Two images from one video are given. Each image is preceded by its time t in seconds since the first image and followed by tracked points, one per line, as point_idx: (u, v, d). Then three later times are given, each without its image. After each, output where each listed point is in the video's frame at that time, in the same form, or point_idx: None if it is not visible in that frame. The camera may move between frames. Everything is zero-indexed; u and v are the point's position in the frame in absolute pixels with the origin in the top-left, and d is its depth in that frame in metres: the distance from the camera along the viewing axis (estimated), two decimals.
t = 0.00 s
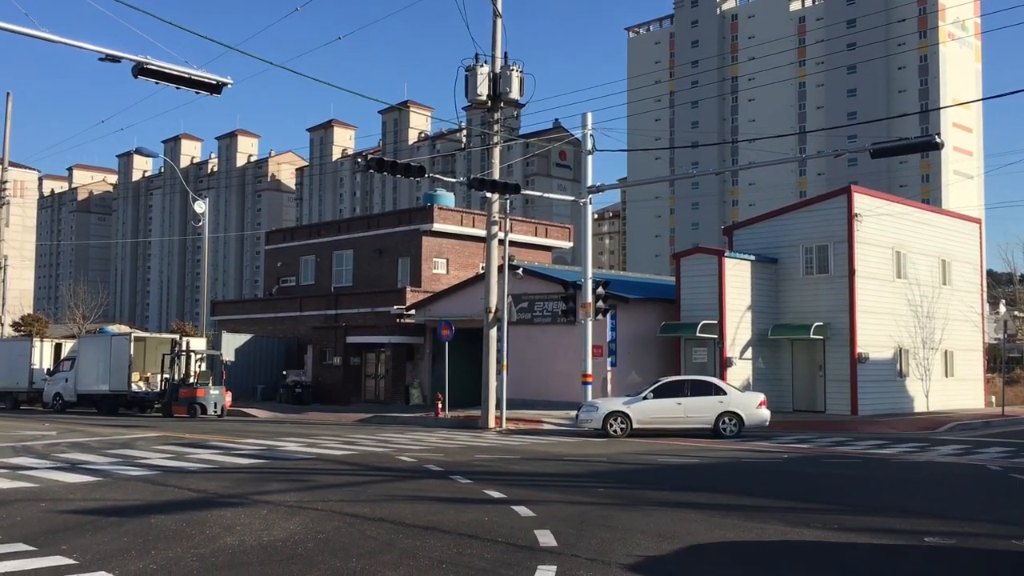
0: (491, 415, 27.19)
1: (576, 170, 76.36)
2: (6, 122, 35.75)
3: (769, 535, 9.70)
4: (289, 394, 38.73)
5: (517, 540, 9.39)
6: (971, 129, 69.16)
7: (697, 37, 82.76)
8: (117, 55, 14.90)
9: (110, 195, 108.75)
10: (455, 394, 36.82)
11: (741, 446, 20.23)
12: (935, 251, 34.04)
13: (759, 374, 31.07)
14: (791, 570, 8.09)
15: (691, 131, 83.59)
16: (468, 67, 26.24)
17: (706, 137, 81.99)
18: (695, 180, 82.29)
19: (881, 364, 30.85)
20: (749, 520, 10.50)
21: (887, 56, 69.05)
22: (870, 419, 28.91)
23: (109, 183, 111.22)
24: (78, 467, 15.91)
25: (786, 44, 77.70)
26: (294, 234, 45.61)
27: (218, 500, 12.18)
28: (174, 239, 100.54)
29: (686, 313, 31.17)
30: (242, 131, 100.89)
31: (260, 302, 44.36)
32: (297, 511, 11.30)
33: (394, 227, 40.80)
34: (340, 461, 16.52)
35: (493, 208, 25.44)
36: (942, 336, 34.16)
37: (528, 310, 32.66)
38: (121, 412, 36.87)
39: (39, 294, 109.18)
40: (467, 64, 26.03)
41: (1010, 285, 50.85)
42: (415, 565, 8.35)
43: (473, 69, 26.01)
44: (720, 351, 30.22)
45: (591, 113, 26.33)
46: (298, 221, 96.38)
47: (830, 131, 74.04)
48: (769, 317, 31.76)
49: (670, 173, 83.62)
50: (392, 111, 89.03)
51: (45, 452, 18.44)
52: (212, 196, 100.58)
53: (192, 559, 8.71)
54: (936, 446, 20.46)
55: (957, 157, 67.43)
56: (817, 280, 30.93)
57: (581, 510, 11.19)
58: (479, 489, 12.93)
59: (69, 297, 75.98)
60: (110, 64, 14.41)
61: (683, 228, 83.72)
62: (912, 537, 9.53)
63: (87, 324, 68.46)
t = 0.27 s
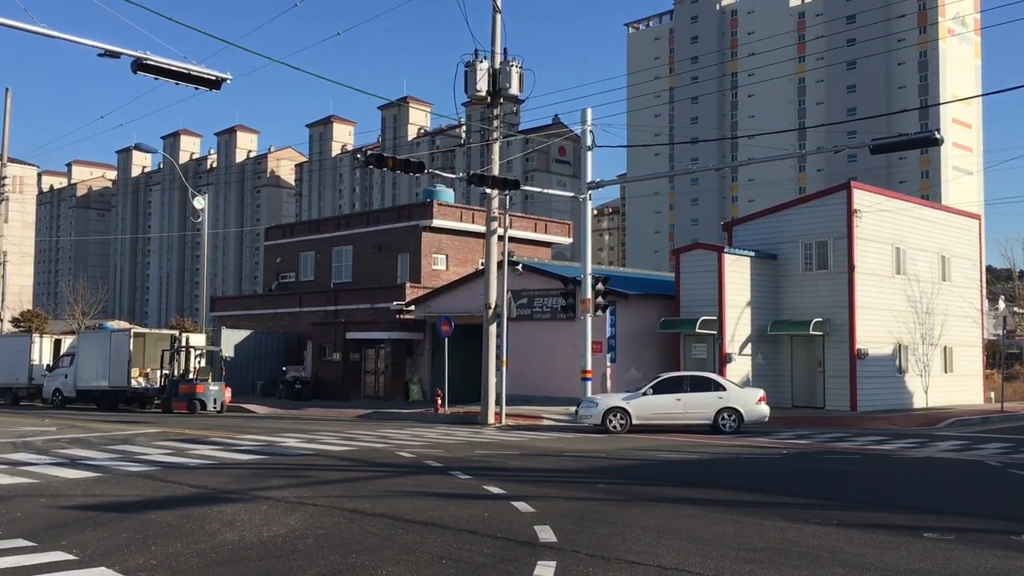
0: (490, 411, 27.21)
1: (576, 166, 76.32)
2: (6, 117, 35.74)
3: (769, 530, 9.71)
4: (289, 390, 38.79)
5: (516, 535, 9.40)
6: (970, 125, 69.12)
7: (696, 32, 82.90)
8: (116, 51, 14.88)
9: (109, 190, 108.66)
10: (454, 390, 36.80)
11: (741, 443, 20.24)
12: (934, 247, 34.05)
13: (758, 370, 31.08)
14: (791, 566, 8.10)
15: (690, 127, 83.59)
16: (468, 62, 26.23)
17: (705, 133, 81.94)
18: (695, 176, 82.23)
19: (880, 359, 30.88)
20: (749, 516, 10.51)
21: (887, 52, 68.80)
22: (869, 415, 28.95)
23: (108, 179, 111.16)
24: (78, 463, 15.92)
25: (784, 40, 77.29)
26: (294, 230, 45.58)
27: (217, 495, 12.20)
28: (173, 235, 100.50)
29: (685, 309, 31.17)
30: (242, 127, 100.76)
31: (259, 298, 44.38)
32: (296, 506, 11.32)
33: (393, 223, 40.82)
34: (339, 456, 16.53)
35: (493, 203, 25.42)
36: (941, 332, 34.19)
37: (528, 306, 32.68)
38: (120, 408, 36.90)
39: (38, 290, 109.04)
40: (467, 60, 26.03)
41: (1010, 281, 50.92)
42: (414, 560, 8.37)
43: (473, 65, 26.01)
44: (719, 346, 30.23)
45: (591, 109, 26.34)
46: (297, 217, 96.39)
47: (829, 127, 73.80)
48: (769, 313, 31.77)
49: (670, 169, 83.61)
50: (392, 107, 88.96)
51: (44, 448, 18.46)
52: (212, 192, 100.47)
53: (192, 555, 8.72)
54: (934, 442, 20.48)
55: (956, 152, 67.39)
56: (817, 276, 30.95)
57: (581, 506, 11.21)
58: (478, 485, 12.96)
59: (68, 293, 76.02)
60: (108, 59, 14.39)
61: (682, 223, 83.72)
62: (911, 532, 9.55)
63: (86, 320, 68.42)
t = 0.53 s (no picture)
0: (487, 406, 27.21)
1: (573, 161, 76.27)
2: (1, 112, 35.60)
3: (765, 524, 9.73)
4: (286, 385, 38.73)
5: (513, 530, 9.41)
6: (967, 120, 69.11)
7: (693, 27, 82.65)
8: (112, 46, 14.83)
9: (105, 185, 108.37)
10: (451, 385, 36.83)
11: (737, 437, 20.28)
12: (931, 241, 34.08)
13: (755, 365, 31.12)
14: (787, 561, 8.11)
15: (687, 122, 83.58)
16: (464, 57, 26.14)
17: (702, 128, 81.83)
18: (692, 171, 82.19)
19: (877, 354, 30.94)
20: (746, 510, 10.54)
21: (884, 46, 68.76)
22: (866, 409, 29.01)
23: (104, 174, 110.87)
24: (75, 458, 15.91)
25: (782, 35, 77.77)
26: (290, 225, 45.48)
27: (214, 491, 12.20)
28: (170, 230, 100.32)
29: (682, 304, 31.18)
30: (238, 122, 100.46)
31: (256, 293, 44.33)
32: (294, 501, 11.33)
33: (390, 218, 40.77)
34: (336, 451, 16.55)
35: (489, 198, 25.37)
36: (938, 326, 34.25)
37: (525, 301, 32.68)
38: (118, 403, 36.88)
39: (35, 285, 108.75)
40: (464, 54, 25.94)
41: (1006, 276, 51.03)
42: (412, 555, 8.37)
43: (469, 59, 25.92)
44: (716, 341, 30.26)
45: (587, 104, 26.33)
46: (293, 212, 96.24)
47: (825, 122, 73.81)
48: (766, 307, 31.79)
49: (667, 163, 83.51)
50: (389, 102, 88.75)
51: (41, 443, 18.45)
52: (208, 187, 100.22)
53: (190, 550, 8.72)
54: (930, 436, 20.52)
55: (953, 147, 67.47)
56: (814, 270, 30.97)
57: (577, 500, 11.21)
58: (475, 479, 12.98)
59: (65, 288, 75.96)
60: (104, 54, 14.35)
61: (679, 218, 83.73)
62: (908, 527, 9.57)
63: (83, 315, 68.29)
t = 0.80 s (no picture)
0: (482, 399, 27.21)
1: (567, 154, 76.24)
2: None
3: (759, 516, 9.75)
4: (280, 378, 38.76)
5: (508, 523, 9.41)
6: (960, 113, 69.19)
7: (688, 19, 82.88)
8: (104, 38, 14.77)
9: (98, 178, 108.00)
10: (445, 378, 36.77)
11: (731, 430, 20.32)
12: (924, 234, 34.14)
13: (749, 358, 31.17)
14: (781, 553, 8.14)
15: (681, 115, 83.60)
16: (458, 50, 26.07)
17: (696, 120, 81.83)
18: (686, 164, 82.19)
19: (870, 347, 31.02)
20: (740, 502, 10.57)
21: (878, 39, 68.68)
22: (859, 401, 29.09)
23: (97, 167, 110.48)
24: (68, 452, 15.86)
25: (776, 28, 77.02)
26: (284, 218, 45.37)
27: (208, 485, 12.19)
28: (163, 223, 100.10)
29: (677, 297, 31.20)
30: (232, 114, 100.19)
31: (251, 286, 44.23)
32: (288, 495, 11.32)
33: (384, 211, 40.72)
34: (331, 445, 16.54)
35: (483, 191, 25.31)
36: (931, 319, 34.34)
37: (519, 294, 32.68)
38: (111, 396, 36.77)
39: (27, 278, 108.33)
40: (458, 47, 25.87)
41: (998, 268, 51.22)
42: (407, 548, 8.36)
43: (463, 52, 25.85)
44: (711, 334, 30.30)
45: (582, 96, 26.28)
46: (287, 205, 96.12)
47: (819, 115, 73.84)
48: (759, 300, 31.85)
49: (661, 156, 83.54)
50: (382, 95, 88.57)
51: (35, 437, 18.39)
52: (201, 180, 99.97)
53: (184, 544, 8.71)
54: (924, 428, 20.59)
55: (947, 140, 67.57)
56: (807, 264, 31.02)
57: (572, 493, 11.22)
58: (470, 472, 12.98)
59: (58, 282, 75.76)
60: (96, 46, 14.27)
61: (673, 211, 83.79)
62: (902, 518, 9.59)
63: (76, 308, 68.12)
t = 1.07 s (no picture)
0: (476, 392, 27.21)
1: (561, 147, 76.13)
2: None
3: (753, 509, 9.77)
4: (272, 371, 38.71)
5: (502, 515, 9.42)
6: (954, 106, 69.29)
7: (682, 12, 83.20)
8: (96, 29, 14.68)
9: (90, 170, 107.48)
10: (439, 371, 36.75)
11: (724, 422, 20.37)
12: (917, 227, 34.21)
13: (742, 351, 31.21)
14: (773, 544, 8.17)
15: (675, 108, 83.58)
16: (452, 42, 26.01)
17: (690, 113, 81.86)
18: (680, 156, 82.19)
19: (863, 339, 31.09)
20: (733, 495, 10.59)
21: (872, 32, 69.00)
22: (852, 394, 29.18)
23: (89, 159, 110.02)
24: (61, 445, 15.81)
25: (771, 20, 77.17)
26: (277, 211, 45.24)
27: (201, 477, 12.16)
28: (155, 215, 99.70)
29: (670, 290, 31.23)
30: (224, 106, 99.77)
31: (244, 279, 44.11)
32: (281, 487, 11.32)
33: (377, 204, 40.66)
34: (324, 437, 16.52)
35: (477, 184, 25.25)
36: (924, 312, 34.42)
37: (513, 287, 32.68)
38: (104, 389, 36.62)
39: (19, 271, 107.73)
40: (451, 39, 25.82)
41: (991, 261, 51.41)
42: (401, 540, 8.36)
43: (457, 44, 25.79)
44: (704, 327, 30.33)
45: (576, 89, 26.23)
46: (280, 198, 95.86)
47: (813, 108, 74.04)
48: (753, 293, 31.88)
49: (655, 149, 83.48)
50: (376, 87, 88.37)
51: (26, 429, 18.30)
52: (194, 172, 99.57)
53: (177, 536, 8.69)
54: (915, 421, 20.66)
55: (940, 133, 67.74)
56: (801, 257, 31.06)
57: (566, 486, 11.23)
58: (464, 465, 12.98)
59: (50, 274, 75.52)
60: (88, 38, 14.19)
61: (667, 204, 83.80)
62: (895, 511, 9.62)
63: (67, 300, 67.83)
